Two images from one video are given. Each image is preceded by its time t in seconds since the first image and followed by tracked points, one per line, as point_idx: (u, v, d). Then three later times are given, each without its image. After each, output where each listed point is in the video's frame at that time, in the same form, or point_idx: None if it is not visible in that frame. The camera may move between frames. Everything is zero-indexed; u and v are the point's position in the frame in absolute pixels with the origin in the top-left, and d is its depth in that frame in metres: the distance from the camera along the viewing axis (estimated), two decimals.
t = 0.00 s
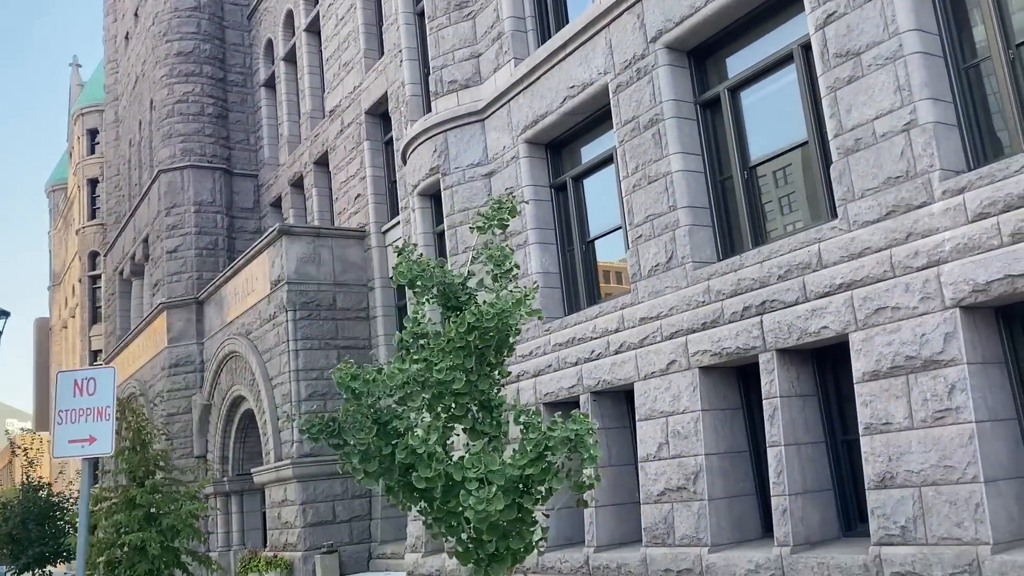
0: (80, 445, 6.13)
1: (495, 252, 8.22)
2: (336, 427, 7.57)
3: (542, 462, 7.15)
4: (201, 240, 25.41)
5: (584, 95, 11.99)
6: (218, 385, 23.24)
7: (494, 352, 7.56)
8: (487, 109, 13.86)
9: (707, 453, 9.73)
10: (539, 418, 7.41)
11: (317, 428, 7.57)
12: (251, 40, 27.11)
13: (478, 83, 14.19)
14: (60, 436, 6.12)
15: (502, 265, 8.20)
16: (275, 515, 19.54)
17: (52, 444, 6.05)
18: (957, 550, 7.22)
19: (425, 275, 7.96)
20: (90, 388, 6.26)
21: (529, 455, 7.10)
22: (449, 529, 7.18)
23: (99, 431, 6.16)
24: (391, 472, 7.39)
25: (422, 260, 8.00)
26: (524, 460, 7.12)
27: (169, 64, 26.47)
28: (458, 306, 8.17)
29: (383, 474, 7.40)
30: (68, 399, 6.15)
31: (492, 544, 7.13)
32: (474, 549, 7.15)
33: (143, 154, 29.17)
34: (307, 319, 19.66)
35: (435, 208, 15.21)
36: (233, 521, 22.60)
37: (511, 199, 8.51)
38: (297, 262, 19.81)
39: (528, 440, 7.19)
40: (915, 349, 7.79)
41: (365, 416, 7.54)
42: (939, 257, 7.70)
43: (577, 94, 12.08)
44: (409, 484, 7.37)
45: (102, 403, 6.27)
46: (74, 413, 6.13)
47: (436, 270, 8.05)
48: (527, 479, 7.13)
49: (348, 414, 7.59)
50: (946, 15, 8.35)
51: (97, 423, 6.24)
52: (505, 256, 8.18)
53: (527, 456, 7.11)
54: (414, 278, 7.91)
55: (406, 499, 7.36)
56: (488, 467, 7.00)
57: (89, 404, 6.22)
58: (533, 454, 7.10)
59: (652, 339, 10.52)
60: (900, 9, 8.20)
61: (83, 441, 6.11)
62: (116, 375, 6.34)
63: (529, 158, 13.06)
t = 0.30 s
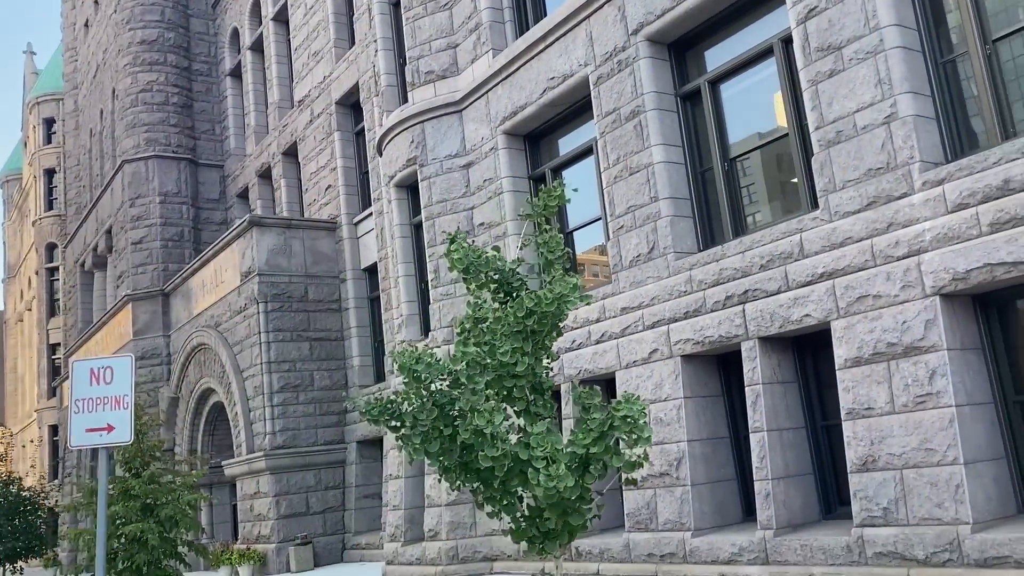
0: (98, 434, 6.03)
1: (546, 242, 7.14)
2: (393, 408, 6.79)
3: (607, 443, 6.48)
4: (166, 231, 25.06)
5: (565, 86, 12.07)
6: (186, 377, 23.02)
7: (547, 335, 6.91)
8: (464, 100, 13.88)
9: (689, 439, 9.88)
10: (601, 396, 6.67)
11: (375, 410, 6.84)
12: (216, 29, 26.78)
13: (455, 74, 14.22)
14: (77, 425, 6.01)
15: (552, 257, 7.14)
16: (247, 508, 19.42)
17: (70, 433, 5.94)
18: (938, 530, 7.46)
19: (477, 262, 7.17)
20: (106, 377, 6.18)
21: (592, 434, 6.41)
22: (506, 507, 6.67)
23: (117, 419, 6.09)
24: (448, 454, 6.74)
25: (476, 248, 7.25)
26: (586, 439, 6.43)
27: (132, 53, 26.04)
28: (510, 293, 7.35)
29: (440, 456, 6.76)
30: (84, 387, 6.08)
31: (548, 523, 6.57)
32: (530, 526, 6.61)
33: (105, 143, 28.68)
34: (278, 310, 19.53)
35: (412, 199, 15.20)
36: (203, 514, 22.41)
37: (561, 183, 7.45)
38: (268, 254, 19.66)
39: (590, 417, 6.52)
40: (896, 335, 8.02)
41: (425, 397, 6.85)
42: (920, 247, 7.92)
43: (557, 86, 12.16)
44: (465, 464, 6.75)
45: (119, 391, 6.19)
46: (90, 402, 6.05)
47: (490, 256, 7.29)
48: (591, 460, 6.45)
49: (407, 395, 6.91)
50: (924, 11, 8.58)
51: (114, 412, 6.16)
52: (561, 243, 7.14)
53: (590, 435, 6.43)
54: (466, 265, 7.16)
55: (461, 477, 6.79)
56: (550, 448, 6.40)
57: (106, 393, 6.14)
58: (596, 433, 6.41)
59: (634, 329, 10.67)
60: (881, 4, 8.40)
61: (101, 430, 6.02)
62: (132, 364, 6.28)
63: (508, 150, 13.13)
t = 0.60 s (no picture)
0: (100, 421, 5.82)
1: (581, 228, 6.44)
2: (438, 390, 6.31)
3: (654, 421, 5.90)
4: (115, 220, 24.50)
5: (534, 78, 12.13)
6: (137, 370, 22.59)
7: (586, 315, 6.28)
8: (431, 90, 13.92)
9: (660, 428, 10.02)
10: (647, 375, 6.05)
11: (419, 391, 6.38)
12: (167, 14, 26.27)
13: (421, 64, 14.18)
14: (78, 413, 5.82)
15: (590, 244, 6.43)
16: (202, 502, 19.16)
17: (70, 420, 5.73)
18: (905, 513, 7.71)
19: (518, 246, 6.39)
20: (108, 363, 5.96)
21: (637, 411, 5.83)
22: (540, 486, 6.06)
23: (120, 406, 5.88)
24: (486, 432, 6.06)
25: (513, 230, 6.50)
26: (632, 416, 5.84)
27: (80, 37, 25.39)
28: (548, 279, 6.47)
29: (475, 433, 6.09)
30: (85, 373, 5.87)
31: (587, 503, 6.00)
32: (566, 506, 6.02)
33: (50, 130, 27.94)
34: (234, 301, 19.27)
35: (376, 189, 15.11)
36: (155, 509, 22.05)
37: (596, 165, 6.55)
38: (224, 244, 19.35)
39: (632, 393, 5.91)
40: (866, 325, 8.25)
41: (466, 378, 6.15)
42: (889, 239, 8.15)
43: (526, 77, 12.21)
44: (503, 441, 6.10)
45: (121, 378, 5.98)
46: (91, 388, 5.83)
47: (528, 241, 6.49)
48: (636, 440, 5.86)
49: (447, 375, 6.31)
50: (891, 8, 8.80)
51: (117, 399, 5.94)
52: (595, 229, 6.44)
53: (635, 414, 5.83)
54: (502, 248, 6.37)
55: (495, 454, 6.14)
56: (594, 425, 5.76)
57: (108, 379, 5.93)
58: (642, 408, 5.83)
59: (604, 319, 10.80)
60: (851, 1, 8.61)
61: (103, 417, 5.80)
62: (135, 351, 6.07)
63: (476, 140, 13.22)
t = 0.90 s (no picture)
0: (98, 410, 6.28)
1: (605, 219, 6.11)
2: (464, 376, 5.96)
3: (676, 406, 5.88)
4: (59, 209, 23.92)
5: (497, 73, 12.26)
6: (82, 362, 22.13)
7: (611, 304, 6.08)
8: (391, 83, 13.96)
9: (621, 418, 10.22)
10: (667, 362, 6.05)
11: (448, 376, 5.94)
12: None
13: (382, 56, 14.20)
14: (76, 401, 6.22)
15: (611, 239, 6.08)
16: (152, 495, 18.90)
17: (71, 407, 6.17)
18: (860, 499, 8.06)
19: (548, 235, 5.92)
20: (104, 353, 6.39)
21: (664, 396, 5.80)
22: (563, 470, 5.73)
23: (117, 395, 6.31)
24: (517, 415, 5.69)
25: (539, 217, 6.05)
26: (657, 400, 5.80)
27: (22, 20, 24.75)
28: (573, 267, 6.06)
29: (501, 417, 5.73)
30: (83, 363, 6.29)
31: (611, 488, 5.74)
32: (589, 492, 5.73)
33: None
34: (185, 293, 18.93)
35: (334, 180, 15.05)
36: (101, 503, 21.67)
37: (615, 167, 6.49)
38: (175, 235, 19.02)
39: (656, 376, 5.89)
40: (822, 318, 8.57)
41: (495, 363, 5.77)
42: (845, 236, 8.48)
43: (489, 72, 12.37)
44: (530, 425, 5.75)
45: (118, 367, 6.41)
46: (90, 377, 6.27)
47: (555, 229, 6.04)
48: (663, 423, 5.78)
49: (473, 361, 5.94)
50: (849, 14, 9.12)
51: (113, 387, 6.37)
52: (617, 223, 6.10)
53: (660, 397, 5.81)
54: (529, 231, 5.92)
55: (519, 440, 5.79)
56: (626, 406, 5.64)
57: (105, 369, 6.38)
58: (668, 391, 5.81)
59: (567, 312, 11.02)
60: (811, 6, 8.90)
61: (102, 405, 6.27)
62: (131, 340, 6.49)
63: (437, 134, 13.37)
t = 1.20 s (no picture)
0: (86, 396, 6.06)
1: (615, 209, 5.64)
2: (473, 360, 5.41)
3: (688, 391, 5.31)
4: None
5: (456, 67, 12.32)
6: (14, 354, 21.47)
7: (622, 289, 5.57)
8: (346, 73, 13.90)
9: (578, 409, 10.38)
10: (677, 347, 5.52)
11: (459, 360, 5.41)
12: None
13: (336, 46, 14.11)
14: (64, 388, 6.01)
15: (620, 233, 5.61)
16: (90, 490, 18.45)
17: (59, 394, 5.97)
18: (811, 487, 8.36)
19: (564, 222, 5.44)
20: (92, 340, 6.23)
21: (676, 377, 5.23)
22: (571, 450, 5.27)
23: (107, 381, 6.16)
24: (528, 398, 5.16)
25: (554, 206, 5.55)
26: (668, 383, 5.24)
27: None
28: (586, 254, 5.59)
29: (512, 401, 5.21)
30: (70, 349, 6.12)
31: (620, 468, 5.27)
32: (597, 472, 5.27)
33: None
34: (127, 283, 18.53)
35: (286, 170, 14.88)
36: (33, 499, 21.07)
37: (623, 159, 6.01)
38: (116, 224, 18.54)
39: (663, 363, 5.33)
40: (776, 313, 8.84)
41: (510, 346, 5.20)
42: (798, 233, 8.76)
43: (447, 66, 12.42)
44: (542, 408, 5.23)
45: (105, 355, 6.26)
46: (78, 363, 6.10)
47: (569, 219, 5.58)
48: (674, 408, 5.21)
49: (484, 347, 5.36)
50: (803, 18, 9.41)
51: (101, 375, 6.22)
52: (628, 216, 5.67)
53: (672, 380, 5.24)
54: (542, 221, 5.46)
55: (528, 425, 5.25)
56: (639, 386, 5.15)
57: (93, 355, 6.20)
58: (677, 375, 5.23)
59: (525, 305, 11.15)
60: (768, 9, 9.16)
61: (91, 392, 6.06)
62: (118, 328, 6.35)
63: (393, 126, 13.37)
